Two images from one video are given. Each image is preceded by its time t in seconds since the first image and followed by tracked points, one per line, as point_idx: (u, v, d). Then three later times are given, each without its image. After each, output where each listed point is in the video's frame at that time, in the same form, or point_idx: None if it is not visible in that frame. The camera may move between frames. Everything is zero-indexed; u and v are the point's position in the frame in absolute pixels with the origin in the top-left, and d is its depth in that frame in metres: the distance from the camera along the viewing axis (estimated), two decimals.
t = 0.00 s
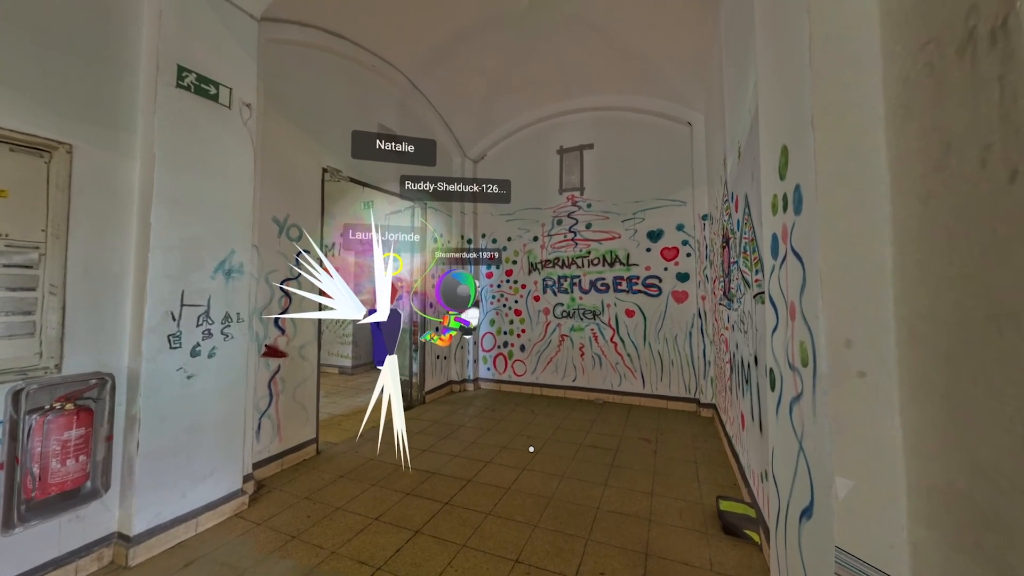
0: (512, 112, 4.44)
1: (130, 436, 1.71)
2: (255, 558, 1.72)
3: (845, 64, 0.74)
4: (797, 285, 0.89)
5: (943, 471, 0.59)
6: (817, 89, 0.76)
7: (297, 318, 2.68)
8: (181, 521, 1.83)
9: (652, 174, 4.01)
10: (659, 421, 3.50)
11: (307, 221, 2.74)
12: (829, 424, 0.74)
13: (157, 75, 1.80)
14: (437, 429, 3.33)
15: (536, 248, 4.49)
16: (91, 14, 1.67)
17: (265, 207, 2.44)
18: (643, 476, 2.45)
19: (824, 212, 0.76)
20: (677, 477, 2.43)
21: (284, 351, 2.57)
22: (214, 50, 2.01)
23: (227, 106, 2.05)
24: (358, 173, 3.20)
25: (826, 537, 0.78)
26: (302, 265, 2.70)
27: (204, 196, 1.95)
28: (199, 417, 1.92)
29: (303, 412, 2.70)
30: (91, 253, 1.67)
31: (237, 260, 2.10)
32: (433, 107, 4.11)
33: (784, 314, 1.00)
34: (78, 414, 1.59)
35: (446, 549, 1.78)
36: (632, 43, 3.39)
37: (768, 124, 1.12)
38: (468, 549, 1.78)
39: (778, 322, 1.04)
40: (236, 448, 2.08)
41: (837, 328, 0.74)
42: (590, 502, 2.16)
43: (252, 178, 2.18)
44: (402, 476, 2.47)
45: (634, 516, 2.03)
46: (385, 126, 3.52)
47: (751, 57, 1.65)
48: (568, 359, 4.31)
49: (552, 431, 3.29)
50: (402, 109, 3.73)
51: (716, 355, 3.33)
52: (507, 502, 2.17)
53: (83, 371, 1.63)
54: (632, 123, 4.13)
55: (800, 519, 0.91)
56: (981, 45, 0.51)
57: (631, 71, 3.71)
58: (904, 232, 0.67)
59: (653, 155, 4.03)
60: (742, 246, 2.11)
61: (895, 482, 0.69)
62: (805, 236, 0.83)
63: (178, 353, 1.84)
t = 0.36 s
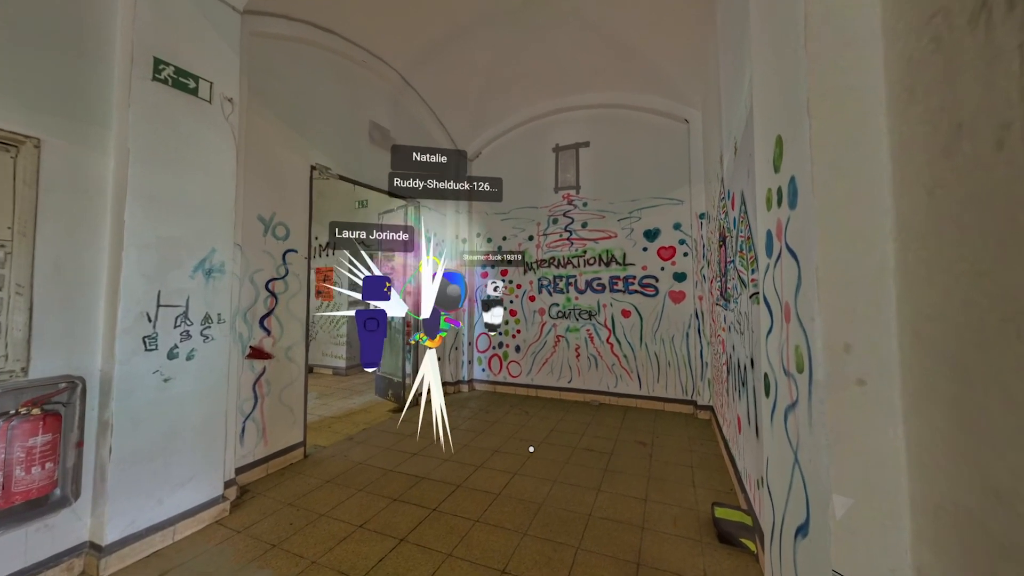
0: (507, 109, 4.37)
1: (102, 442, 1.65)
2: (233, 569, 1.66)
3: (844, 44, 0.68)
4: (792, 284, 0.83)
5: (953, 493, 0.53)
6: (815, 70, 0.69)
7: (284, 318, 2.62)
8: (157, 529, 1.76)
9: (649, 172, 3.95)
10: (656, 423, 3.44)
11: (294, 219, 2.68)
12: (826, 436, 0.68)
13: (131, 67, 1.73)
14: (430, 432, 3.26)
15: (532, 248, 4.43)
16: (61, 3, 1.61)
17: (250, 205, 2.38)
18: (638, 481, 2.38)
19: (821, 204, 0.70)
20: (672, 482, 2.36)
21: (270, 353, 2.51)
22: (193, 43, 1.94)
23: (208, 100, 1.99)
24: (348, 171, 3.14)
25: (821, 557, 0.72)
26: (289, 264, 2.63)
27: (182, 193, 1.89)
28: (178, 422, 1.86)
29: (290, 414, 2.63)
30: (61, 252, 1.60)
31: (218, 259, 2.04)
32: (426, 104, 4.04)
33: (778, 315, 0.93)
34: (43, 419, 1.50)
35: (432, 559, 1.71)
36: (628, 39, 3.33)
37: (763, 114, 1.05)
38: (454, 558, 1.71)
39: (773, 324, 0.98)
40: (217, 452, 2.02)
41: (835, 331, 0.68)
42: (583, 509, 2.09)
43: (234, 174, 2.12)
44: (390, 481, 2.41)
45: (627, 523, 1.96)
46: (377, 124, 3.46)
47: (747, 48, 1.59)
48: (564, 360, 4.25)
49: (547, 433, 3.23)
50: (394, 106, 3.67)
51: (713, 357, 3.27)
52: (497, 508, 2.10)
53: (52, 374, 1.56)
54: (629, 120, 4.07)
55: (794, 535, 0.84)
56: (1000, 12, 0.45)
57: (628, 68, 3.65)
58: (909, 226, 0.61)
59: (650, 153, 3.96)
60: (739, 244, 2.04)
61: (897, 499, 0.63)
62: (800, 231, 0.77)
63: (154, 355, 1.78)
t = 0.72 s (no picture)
0: (503, 107, 4.31)
1: (73, 448, 1.58)
2: None
3: (846, 18, 0.62)
4: (789, 284, 0.76)
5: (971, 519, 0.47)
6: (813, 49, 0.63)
7: (271, 319, 2.55)
8: (131, 538, 1.70)
9: (646, 170, 3.88)
10: (653, 425, 3.37)
11: (281, 218, 2.62)
12: (826, 451, 0.62)
13: (104, 58, 1.67)
14: (421, 435, 3.20)
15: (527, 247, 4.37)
16: None
17: (233, 202, 2.31)
18: (633, 486, 2.32)
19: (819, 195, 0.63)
20: (668, 487, 2.30)
21: (255, 354, 2.44)
22: (172, 35, 1.88)
23: (187, 94, 1.93)
24: (338, 168, 3.07)
25: None
26: (276, 264, 2.57)
27: (159, 189, 1.82)
28: (155, 427, 1.79)
29: (276, 417, 2.57)
30: (29, 250, 1.54)
31: (199, 258, 1.97)
32: (420, 102, 3.98)
33: (774, 318, 0.87)
34: (10, 425, 1.45)
35: (416, 569, 1.65)
36: (624, 34, 3.27)
37: (759, 103, 0.99)
38: (439, 569, 1.65)
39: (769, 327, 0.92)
40: (196, 458, 1.96)
41: (837, 335, 0.61)
42: (575, 516, 2.03)
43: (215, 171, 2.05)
44: (378, 486, 2.34)
45: (620, 532, 1.90)
46: (369, 121, 3.40)
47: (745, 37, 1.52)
48: (560, 361, 4.19)
49: (541, 436, 3.16)
50: (387, 103, 3.60)
51: (710, 358, 3.20)
52: (486, 515, 2.04)
53: (18, 378, 1.50)
54: (626, 118, 4.00)
55: (792, 555, 0.78)
56: None
57: (624, 64, 3.59)
58: (919, 219, 0.55)
59: (647, 151, 3.90)
60: (736, 243, 1.98)
61: (904, 522, 0.57)
62: (798, 225, 0.70)
63: (129, 358, 1.72)
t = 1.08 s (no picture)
0: (502, 103, 4.23)
1: (49, 456, 1.50)
2: None
3: None
4: (817, 283, 0.69)
5: None
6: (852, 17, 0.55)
7: (263, 320, 2.48)
8: (112, 550, 1.62)
9: (648, 168, 3.80)
10: (655, 429, 3.30)
11: (273, 216, 2.54)
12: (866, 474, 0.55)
13: (84, 47, 1.59)
14: (418, 438, 3.12)
15: (527, 247, 4.29)
16: None
17: (223, 199, 2.23)
18: (636, 493, 2.24)
19: (857, 184, 0.56)
20: (672, 494, 2.22)
21: (246, 357, 2.36)
22: (156, 24, 1.80)
23: (173, 86, 1.85)
24: (333, 165, 3.00)
25: None
26: (268, 263, 2.49)
27: (142, 185, 1.74)
28: (138, 433, 1.72)
29: (268, 421, 2.50)
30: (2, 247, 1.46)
31: (185, 257, 1.90)
32: (418, 98, 3.90)
33: (797, 321, 0.79)
34: None
35: None
36: (626, 28, 3.19)
37: (778, 88, 0.91)
38: None
39: (790, 331, 0.84)
40: (182, 465, 1.88)
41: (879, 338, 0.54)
42: (577, 525, 1.95)
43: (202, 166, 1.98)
44: (372, 493, 2.27)
45: (624, 542, 1.82)
46: (365, 117, 3.32)
47: (755, 24, 1.45)
48: (560, 363, 4.11)
49: (541, 439, 3.09)
50: (383, 99, 3.52)
51: (714, 359, 3.13)
52: (485, 524, 1.96)
53: None
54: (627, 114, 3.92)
55: None
56: None
57: (626, 59, 3.51)
58: (981, 209, 0.47)
59: (649, 148, 3.82)
60: (744, 241, 1.90)
61: (959, 558, 0.49)
62: (829, 217, 0.63)
63: (111, 361, 1.64)
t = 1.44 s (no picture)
0: (509, 99, 4.19)
1: (63, 448, 1.56)
2: None
3: None
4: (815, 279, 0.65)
5: None
6: None
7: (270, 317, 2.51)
8: (124, 539, 1.67)
9: (658, 162, 3.73)
10: (664, 428, 3.24)
11: (280, 214, 2.57)
12: (862, 483, 0.51)
13: (92, 50, 1.63)
14: (425, 435, 3.14)
15: (534, 243, 4.27)
16: None
17: (230, 198, 2.26)
18: (641, 493, 2.21)
19: (856, 173, 0.52)
20: (678, 495, 2.18)
21: (255, 353, 2.40)
22: (162, 26, 1.83)
23: (179, 86, 1.89)
24: (340, 163, 3.02)
25: None
26: (276, 261, 2.53)
27: (150, 184, 1.78)
28: (148, 426, 1.77)
29: (277, 416, 2.54)
30: (16, 246, 1.51)
31: (192, 255, 1.93)
32: (424, 95, 3.90)
33: (797, 320, 0.75)
34: None
35: None
36: (634, 19, 3.12)
37: (780, 76, 0.87)
38: None
39: (790, 329, 0.80)
40: (191, 458, 1.93)
41: (877, 338, 0.50)
42: (579, 524, 1.93)
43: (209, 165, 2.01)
44: (377, 488, 2.29)
45: (627, 543, 1.79)
46: (371, 115, 3.33)
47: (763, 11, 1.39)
48: (568, 360, 4.08)
49: (546, 437, 3.07)
50: (390, 97, 3.53)
51: (724, 357, 3.06)
52: (486, 521, 1.96)
53: (7, 376, 1.47)
54: (636, 108, 3.85)
55: None
56: None
57: (635, 51, 3.43)
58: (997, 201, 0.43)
59: (658, 142, 3.74)
60: (753, 237, 1.84)
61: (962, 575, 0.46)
62: (827, 209, 0.59)
63: (120, 357, 1.68)
